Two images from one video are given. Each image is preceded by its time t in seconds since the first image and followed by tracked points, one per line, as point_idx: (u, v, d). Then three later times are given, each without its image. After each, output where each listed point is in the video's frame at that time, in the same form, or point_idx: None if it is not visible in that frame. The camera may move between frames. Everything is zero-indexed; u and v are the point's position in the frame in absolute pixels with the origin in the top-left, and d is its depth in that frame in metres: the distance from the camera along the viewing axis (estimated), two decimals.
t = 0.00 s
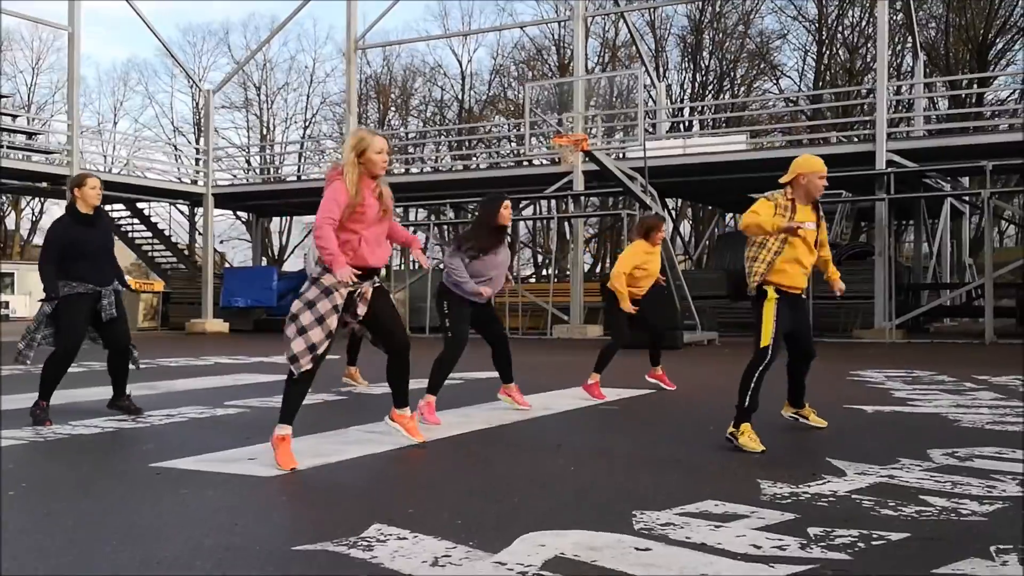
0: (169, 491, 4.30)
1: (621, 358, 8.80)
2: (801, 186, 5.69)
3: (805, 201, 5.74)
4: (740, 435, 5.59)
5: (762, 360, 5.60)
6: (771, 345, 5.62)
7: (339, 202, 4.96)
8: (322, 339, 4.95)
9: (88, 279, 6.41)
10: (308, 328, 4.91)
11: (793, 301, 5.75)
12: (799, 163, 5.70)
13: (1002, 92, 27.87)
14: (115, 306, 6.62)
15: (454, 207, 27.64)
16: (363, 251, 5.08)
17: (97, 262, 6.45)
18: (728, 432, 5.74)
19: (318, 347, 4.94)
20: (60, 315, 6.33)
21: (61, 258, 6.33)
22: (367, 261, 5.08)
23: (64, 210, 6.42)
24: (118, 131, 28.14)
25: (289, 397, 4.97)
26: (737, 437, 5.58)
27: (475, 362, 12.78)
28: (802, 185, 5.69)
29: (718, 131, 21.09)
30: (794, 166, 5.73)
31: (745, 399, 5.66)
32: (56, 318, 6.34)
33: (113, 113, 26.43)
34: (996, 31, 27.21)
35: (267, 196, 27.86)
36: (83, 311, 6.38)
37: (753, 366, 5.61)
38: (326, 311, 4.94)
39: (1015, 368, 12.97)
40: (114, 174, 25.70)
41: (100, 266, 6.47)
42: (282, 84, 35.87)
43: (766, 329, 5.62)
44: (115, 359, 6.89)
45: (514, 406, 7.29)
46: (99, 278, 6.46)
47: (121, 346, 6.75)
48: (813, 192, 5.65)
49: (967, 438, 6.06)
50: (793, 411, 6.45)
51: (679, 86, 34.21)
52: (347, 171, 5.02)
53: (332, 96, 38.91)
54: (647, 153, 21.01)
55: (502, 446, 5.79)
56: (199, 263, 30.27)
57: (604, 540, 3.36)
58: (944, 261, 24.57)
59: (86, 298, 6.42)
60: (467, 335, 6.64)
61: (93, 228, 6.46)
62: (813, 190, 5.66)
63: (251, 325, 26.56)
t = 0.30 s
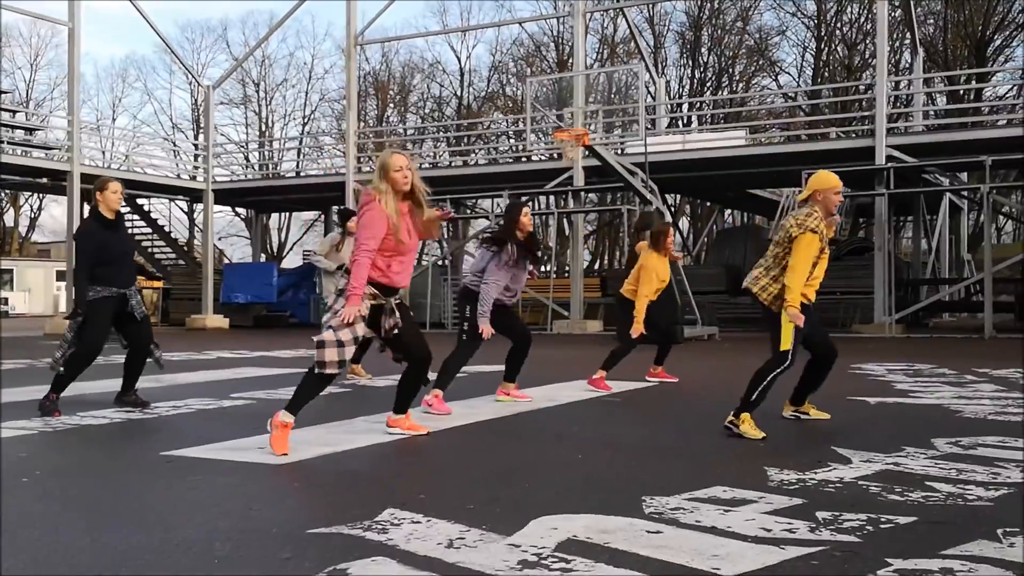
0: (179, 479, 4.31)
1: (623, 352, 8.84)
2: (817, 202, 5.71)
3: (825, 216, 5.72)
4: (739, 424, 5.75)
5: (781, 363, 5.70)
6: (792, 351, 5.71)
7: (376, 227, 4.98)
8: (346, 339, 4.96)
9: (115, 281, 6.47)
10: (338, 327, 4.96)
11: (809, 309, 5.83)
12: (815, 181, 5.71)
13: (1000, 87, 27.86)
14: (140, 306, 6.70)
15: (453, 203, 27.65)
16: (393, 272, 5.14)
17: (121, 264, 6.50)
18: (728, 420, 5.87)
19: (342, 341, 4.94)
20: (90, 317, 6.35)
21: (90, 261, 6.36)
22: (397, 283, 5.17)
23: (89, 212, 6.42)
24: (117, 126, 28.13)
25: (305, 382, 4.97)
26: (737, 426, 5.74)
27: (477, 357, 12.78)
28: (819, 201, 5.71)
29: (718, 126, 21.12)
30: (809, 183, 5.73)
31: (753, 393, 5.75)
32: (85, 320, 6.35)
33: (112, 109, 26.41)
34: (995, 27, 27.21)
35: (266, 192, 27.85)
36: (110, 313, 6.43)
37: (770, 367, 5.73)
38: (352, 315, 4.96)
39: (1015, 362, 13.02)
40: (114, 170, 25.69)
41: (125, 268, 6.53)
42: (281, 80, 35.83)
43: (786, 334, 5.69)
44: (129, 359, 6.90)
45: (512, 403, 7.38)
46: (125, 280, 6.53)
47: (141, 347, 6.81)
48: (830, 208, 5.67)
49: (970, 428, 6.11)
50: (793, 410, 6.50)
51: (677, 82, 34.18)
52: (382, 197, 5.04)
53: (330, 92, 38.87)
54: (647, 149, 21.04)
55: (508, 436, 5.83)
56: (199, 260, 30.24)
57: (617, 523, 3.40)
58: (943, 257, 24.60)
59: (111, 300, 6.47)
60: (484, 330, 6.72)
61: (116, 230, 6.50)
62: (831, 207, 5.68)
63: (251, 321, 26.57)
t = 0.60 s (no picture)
0: (189, 463, 4.33)
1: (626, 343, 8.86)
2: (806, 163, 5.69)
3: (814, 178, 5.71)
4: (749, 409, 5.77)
5: (785, 342, 5.71)
6: (793, 329, 5.70)
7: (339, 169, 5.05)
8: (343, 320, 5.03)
9: (98, 261, 6.50)
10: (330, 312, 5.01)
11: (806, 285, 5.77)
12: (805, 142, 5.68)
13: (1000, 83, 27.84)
14: (120, 292, 6.65)
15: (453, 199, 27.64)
16: (364, 225, 5.07)
17: (111, 245, 6.55)
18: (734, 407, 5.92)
19: (337, 325, 5.02)
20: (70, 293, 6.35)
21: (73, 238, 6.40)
22: (368, 236, 5.08)
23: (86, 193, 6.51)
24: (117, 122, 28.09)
25: (306, 367, 5.02)
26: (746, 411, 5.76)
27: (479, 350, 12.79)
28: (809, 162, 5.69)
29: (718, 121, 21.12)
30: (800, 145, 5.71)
31: (761, 377, 5.82)
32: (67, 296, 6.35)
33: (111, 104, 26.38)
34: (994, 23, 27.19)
35: (266, 187, 27.81)
36: (92, 292, 6.42)
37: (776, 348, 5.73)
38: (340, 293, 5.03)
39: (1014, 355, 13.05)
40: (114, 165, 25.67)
41: (109, 250, 6.56)
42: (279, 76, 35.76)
43: (786, 312, 5.68)
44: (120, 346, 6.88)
45: (519, 388, 7.40)
46: (108, 261, 6.55)
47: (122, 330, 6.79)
48: (818, 170, 5.65)
49: (974, 416, 6.13)
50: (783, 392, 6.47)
51: (676, 78, 34.14)
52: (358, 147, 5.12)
53: (329, 87, 38.84)
54: (647, 143, 21.05)
55: (516, 423, 5.85)
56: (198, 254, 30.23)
57: (630, 505, 3.42)
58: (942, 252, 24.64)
59: (96, 280, 6.49)
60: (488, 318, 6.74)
61: (112, 212, 6.59)
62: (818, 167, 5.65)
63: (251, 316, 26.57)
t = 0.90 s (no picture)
0: (190, 447, 4.33)
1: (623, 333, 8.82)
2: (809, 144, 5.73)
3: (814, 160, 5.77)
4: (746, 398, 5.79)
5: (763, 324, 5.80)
6: (772, 311, 5.79)
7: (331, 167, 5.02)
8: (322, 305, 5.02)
9: (87, 253, 6.40)
10: (317, 303, 5.00)
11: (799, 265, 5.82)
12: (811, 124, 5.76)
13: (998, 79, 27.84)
14: (111, 282, 6.58)
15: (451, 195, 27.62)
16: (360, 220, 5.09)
17: (99, 236, 6.44)
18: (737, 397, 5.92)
19: (322, 316, 5.00)
20: (58, 286, 6.33)
21: (60, 230, 6.32)
22: (363, 233, 5.09)
23: (71, 181, 6.40)
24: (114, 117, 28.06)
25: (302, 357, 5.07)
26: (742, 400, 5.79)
27: (478, 342, 12.78)
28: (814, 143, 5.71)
29: (716, 116, 21.14)
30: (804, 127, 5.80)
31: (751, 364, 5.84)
32: (57, 289, 6.34)
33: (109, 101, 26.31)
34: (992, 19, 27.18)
35: (264, 183, 27.83)
36: (83, 284, 6.36)
37: (756, 331, 5.82)
38: (328, 283, 5.04)
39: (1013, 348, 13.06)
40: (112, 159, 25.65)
41: (99, 241, 6.45)
42: (277, 73, 35.71)
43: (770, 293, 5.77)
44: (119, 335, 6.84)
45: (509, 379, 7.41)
46: (98, 252, 6.45)
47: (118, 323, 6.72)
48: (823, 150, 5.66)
49: (973, 403, 6.15)
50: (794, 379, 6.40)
51: (674, 74, 34.18)
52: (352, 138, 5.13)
53: (327, 84, 38.81)
54: (646, 137, 21.06)
55: (517, 411, 5.86)
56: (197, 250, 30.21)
57: (631, 484, 3.42)
58: (940, 248, 24.66)
59: (85, 272, 6.40)
60: (475, 300, 6.69)
61: (98, 202, 6.47)
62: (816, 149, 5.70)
63: (249, 311, 26.57)
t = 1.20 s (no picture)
0: (187, 437, 4.33)
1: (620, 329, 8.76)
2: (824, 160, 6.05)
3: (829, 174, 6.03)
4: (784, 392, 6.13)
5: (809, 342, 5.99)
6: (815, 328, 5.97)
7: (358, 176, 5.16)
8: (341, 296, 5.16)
9: (100, 249, 6.39)
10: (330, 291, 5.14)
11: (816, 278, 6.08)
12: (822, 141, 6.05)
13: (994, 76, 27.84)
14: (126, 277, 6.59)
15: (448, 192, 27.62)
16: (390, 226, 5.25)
17: (108, 231, 6.43)
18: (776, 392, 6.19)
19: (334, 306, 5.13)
20: (70, 284, 6.29)
21: (72, 226, 6.29)
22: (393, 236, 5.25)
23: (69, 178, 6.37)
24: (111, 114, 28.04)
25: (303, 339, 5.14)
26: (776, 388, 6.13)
27: (477, 339, 12.78)
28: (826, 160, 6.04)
29: (714, 113, 21.16)
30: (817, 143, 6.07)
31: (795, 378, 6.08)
32: (68, 287, 6.29)
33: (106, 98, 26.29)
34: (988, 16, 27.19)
35: (261, 179, 27.82)
36: (97, 280, 6.35)
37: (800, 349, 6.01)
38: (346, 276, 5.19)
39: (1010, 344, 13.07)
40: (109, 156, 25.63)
41: (109, 236, 6.45)
42: (274, 71, 35.68)
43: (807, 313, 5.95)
44: (111, 331, 6.77)
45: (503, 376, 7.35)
46: (109, 247, 6.44)
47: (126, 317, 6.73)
48: (835, 165, 5.99)
49: (968, 395, 6.16)
50: (799, 381, 6.35)
51: (671, 72, 34.21)
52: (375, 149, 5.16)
53: (325, 81, 38.80)
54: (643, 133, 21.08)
55: (513, 404, 5.86)
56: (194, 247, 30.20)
57: (627, 472, 3.42)
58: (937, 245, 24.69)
59: (99, 268, 6.39)
60: (480, 292, 6.66)
61: (100, 197, 6.45)
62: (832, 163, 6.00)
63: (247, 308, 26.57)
